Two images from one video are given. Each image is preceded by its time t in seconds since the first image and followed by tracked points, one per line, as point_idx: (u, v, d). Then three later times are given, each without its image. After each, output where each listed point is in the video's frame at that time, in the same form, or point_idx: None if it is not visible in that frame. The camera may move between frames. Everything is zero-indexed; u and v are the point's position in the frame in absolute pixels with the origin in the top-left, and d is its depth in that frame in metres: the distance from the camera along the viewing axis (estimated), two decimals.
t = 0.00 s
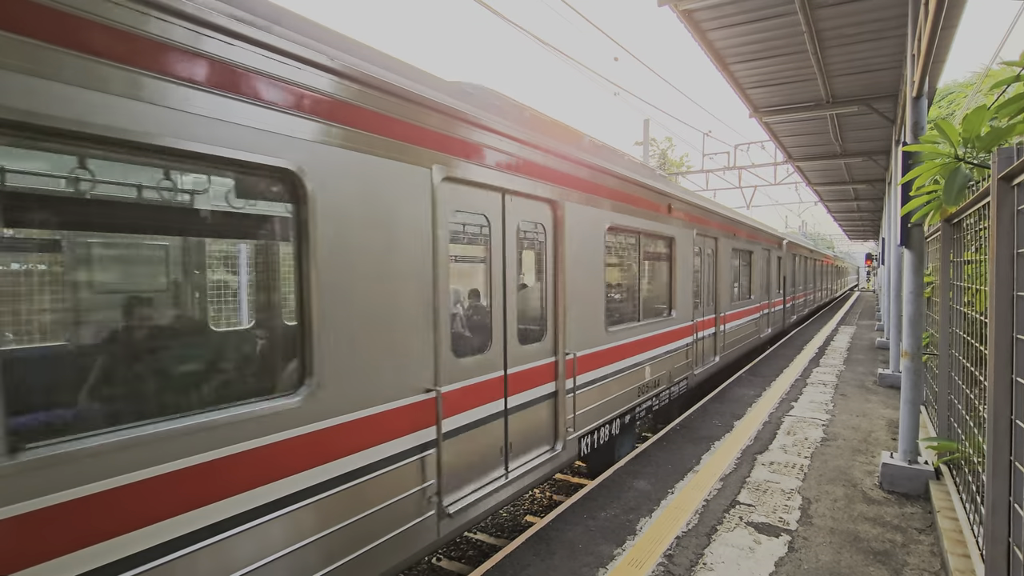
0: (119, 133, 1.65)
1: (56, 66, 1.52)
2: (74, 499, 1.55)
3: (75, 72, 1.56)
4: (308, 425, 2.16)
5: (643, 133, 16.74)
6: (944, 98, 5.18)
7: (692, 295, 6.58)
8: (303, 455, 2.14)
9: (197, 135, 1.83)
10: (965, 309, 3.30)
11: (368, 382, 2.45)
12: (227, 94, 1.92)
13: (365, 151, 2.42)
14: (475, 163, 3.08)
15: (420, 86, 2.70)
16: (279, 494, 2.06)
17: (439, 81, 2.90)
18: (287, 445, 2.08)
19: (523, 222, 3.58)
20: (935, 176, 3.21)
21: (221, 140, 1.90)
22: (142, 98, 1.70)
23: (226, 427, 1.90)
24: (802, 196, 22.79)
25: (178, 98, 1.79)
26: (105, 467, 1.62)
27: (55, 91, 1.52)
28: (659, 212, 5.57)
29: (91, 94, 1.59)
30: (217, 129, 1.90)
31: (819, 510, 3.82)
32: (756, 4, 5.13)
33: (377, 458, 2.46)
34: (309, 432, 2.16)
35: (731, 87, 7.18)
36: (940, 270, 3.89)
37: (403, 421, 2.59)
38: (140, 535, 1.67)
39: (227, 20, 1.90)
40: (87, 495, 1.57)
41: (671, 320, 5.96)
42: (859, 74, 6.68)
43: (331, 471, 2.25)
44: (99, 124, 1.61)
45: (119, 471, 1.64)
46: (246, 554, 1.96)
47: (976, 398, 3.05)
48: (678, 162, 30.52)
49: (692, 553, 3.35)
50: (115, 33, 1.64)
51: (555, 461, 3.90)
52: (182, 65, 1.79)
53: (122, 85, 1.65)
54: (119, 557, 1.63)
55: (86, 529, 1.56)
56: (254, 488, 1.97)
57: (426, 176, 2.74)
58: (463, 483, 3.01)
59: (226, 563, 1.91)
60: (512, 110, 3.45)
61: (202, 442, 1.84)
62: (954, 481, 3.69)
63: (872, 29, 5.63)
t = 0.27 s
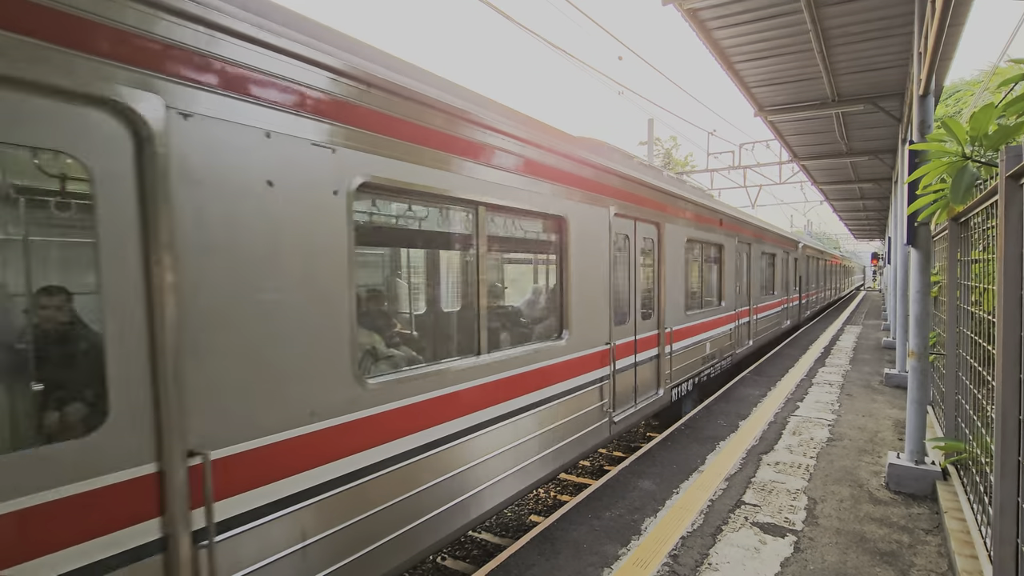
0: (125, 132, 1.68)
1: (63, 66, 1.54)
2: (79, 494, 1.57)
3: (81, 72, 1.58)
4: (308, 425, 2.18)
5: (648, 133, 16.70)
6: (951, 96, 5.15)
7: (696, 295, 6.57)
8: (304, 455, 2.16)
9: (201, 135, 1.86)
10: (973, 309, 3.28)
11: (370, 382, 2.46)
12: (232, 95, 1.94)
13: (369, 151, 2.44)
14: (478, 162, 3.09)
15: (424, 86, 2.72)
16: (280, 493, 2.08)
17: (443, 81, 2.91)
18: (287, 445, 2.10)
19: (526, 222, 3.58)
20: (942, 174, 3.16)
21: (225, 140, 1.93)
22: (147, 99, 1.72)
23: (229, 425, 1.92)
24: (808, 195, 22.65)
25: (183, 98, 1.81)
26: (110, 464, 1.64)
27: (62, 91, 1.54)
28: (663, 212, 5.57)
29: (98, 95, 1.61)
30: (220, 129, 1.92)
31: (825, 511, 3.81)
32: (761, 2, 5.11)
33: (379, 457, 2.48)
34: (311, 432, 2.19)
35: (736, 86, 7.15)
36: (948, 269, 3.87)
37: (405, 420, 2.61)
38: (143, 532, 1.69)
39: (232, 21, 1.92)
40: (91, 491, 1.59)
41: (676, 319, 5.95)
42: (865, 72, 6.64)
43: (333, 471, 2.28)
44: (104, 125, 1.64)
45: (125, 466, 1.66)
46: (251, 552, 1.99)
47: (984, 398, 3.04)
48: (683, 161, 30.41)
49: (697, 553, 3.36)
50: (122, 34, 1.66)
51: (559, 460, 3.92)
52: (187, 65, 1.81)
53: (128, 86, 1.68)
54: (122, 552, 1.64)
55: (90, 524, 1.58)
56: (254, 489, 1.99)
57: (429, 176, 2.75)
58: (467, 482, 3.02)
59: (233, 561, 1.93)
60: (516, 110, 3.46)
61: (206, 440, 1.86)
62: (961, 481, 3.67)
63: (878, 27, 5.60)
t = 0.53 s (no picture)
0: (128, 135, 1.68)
1: (66, 70, 1.56)
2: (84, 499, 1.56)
3: (83, 75, 1.59)
4: (311, 426, 2.18)
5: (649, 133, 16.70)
6: (955, 95, 5.13)
7: (698, 294, 6.56)
8: (308, 457, 2.16)
9: (205, 138, 1.87)
10: (976, 308, 3.27)
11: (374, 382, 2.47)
12: (234, 96, 1.95)
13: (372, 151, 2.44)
14: (480, 162, 3.09)
15: (427, 86, 2.72)
16: (285, 495, 2.08)
17: (446, 81, 2.92)
18: (291, 447, 2.10)
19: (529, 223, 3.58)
20: (946, 174, 3.14)
21: (229, 143, 1.94)
22: (150, 101, 1.73)
23: (232, 426, 1.92)
24: (810, 195, 22.59)
25: (187, 100, 1.82)
26: (113, 466, 1.64)
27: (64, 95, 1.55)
28: (665, 212, 5.56)
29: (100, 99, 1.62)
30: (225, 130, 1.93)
31: (828, 511, 3.79)
32: (763, 1, 5.10)
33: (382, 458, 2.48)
34: (312, 434, 2.18)
35: (739, 86, 7.14)
36: (951, 269, 3.85)
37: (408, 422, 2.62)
38: (148, 536, 1.69)
39: (235, 23, 1.93)
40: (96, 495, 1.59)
41: (677, 319, 5.94)
42: (867, 71, 6.62)
43: (336, 473, 2.27)
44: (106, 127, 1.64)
45: (127, 469, 1.66)
46: (256, 554, 1.99)
47: (987, 398, 3.03)
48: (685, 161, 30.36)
49: (700, 554, 3.35)
50: (125, 36, 1.68)
51: (562, 460, 3.91)
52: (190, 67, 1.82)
53: (132, 88, 1.69)
54: (129, 557, 1.65)
55: (95, 529, 1.58)
56: (257, 491, 1.98)
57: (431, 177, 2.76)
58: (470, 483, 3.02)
59: (238, 561, 1.94)
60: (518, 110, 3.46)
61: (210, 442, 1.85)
62: (965, 481, 3.65)
63: (880, 25, 5.58)
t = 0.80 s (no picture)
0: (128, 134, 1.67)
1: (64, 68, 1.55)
2: (82, 500, 1.56)
3: (82, 74, 1.58)
4: (311, 427, 2.17)
5: (650, 133, 16.70)
6: (956, 94, 5.12)
7: (698, 294, 6.55)
8: (308, 458, 2.15)
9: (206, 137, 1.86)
10: (977, 308, 3.27)
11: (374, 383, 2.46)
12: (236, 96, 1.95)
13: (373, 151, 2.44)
14: (481, 163, 3.09)
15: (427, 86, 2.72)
16: (285, 496, 2.08)
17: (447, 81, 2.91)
18: (292, 447, 2.10)
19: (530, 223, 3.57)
20: (946, 173, 3.14)
21: (230, 142, 1.93)
22: (150, 100, 1.72)
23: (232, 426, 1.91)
24: (811, 195, 22.57)
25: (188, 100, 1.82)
26: (113, 467, 1.63)
27: (63, 94, 1.54)
28: (666, 212, 5.55)
29: (101, 97, 1.61)
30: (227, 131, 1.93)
31: (828, 511, 3.79)
32: (764, 1, 5.10)
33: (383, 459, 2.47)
34: (313, 435, 2.17)
35: (739, 85, 7.14)
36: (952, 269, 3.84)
37: (410, 424, 2.61)
38: (146, 536, 1.69)
39: (235, 21, 1.92)
40: (94, 496, 1.58)
41: (678, 320, 5.93)
42: (868, 71, 6.62)
43: (336, 473, 2.27)
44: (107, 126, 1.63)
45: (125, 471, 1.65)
46: (255, 555, 1.99)
47: (988, 398, 3.02)
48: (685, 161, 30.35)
49: (700, 554, 3.35)
50: (126, 36, 1.67)
51: (564, 461, 3.90)
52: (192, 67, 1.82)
53: (132, 87, 1.68)
54: (127, 557, 1.65)
55: (93, 529, 1.58)
56: (257, 491, 1.98)
57: (432, 177, 2.75)
58: (470, 483, 3.02)
59: (237, 562, 1.93)
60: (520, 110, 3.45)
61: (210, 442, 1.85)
62: (966, 481, 3.64)
63: (881, 25, 5.58)
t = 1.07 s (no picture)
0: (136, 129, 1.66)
1: (67, 67, 1.54)
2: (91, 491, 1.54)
3: (83, 73, 1.57)
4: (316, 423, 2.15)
5: (649, 133, 16.71)
6: (955, 94, 5.12)
7: (698, 294, 6.55)
8: (314, 454, 2.14)
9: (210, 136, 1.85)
10: (976, 308, 3.28)
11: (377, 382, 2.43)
12: (235, 94, 1.93)
13: (373, 150, 2.42)
14: (481, 162, 3.08)
15: (427, 85, 2.70)
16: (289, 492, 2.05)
17: (446, 80, 2.90)
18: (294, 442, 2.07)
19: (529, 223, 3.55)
20: (946, 173, 3.13)
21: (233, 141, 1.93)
22: (151, 99, 1.72)
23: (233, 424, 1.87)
24: (810, 195, 22.58)
25: (188, 98, 1.80)
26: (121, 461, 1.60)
27: (61, 90, 1.53)
28: (666, 212, 5.54)
29: (106, 96, 1.61)
30: (226, 129, 1.91)
31: (828, 511, 3.79)
32: (763, 1, 5.10)
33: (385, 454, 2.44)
34: (315, 430, 2.14)
35: (739, 85, 7.14)
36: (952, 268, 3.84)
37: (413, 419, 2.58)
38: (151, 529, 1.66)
39: (234, 21, 1.92)
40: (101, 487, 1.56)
41: (677, 320, 5.93)
42: (867, 71, 6.61)
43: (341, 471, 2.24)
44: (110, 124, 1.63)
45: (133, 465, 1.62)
46: (257, 549, 1.95)
47: (988, 398, 3.02)
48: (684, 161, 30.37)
49: (700, 554, 3.34)
50: (123, 33, 1.66)
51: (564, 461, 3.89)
52: (193, 68, 1.82)
53: (133, 86, 1.67)
54: (129, 552, 1.61)
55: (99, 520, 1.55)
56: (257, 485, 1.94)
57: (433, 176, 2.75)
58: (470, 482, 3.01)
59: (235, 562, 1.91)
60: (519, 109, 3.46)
61: (213, 439, 1.81)
62: (965, 481, 3.64)
63: (880, 25, 5.58)
